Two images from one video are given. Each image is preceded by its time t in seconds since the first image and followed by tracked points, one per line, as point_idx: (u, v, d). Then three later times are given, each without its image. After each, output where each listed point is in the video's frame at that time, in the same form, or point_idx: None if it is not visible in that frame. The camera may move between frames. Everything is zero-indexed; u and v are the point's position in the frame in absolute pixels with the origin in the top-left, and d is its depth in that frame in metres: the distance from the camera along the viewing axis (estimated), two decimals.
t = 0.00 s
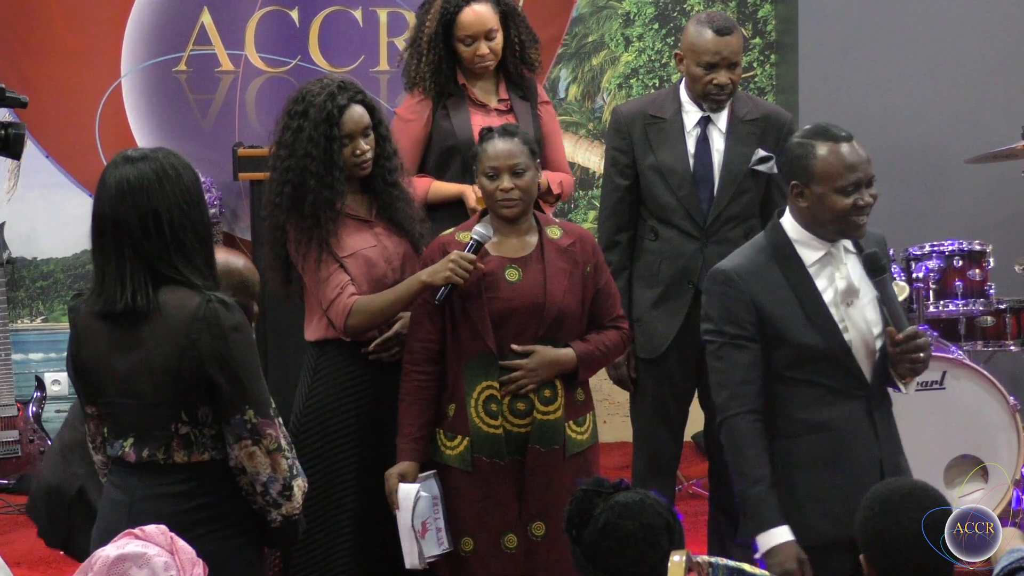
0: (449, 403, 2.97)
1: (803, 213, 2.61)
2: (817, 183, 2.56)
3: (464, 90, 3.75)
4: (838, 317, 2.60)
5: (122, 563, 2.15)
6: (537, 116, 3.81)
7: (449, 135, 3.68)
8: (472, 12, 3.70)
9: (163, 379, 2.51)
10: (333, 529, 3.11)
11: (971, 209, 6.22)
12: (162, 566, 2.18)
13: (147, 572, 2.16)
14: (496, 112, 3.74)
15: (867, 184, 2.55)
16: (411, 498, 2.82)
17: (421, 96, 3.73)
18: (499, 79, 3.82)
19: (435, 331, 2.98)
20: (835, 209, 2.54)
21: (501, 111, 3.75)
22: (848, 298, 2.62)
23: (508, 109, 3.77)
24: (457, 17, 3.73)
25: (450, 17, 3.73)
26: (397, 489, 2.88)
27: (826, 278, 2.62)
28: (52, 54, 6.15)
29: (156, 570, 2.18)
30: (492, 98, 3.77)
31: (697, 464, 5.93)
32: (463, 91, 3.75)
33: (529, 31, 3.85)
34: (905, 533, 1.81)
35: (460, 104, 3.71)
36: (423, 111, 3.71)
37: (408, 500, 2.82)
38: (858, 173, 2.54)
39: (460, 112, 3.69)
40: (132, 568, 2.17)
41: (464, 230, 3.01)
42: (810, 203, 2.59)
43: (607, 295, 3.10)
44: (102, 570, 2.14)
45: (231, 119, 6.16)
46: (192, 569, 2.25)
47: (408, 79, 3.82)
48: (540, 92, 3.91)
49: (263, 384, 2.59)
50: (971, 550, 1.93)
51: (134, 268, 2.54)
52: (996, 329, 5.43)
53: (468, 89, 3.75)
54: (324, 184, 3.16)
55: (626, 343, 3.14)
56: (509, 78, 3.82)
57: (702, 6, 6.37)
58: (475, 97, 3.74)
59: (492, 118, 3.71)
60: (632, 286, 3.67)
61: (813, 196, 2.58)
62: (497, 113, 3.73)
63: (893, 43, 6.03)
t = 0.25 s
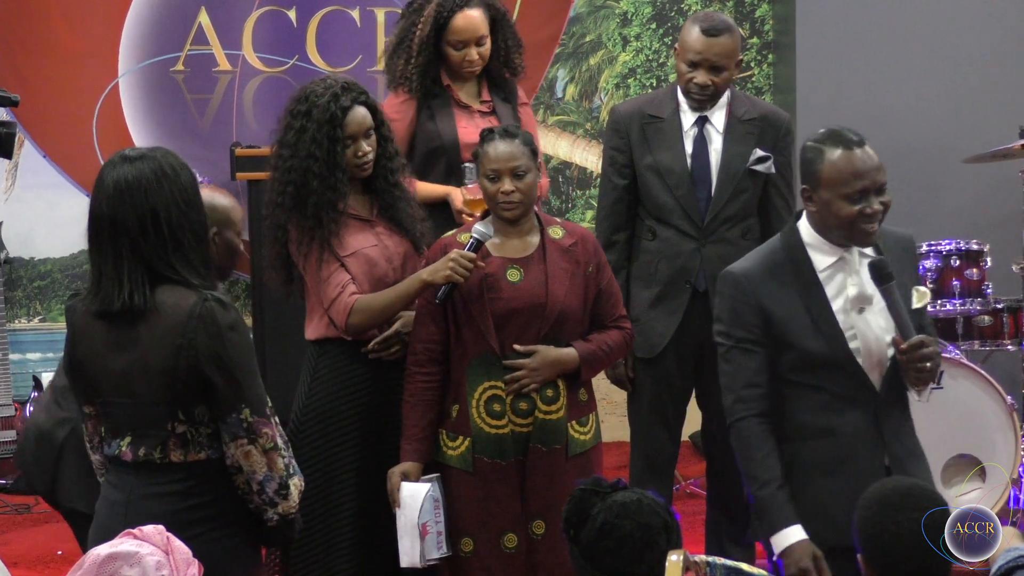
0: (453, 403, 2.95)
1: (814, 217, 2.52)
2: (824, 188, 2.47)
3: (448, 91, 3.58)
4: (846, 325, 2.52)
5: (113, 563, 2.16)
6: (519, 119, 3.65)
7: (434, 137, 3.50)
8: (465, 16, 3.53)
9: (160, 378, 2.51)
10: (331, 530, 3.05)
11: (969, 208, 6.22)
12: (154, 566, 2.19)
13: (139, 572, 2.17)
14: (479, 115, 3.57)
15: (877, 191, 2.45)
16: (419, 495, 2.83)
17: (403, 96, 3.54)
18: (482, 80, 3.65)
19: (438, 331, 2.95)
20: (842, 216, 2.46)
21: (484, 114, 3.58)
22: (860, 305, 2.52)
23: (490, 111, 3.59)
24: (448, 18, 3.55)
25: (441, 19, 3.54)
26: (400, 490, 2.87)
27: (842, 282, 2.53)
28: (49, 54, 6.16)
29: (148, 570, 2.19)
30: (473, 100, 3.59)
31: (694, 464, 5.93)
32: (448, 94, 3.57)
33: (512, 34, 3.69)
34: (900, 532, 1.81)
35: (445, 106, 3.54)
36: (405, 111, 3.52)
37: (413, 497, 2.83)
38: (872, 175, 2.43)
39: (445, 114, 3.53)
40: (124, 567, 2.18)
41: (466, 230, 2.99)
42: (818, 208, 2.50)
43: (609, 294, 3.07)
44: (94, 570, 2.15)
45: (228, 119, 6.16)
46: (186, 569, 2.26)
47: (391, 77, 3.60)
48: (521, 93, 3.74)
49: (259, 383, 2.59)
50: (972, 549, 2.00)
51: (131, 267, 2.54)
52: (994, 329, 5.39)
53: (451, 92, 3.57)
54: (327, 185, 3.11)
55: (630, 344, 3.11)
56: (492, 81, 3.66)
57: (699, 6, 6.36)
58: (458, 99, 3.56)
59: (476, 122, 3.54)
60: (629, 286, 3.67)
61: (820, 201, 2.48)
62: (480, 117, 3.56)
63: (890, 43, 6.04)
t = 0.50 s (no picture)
0: (431, 403, 2.95)
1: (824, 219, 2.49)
2: (825, 191, 2.45)
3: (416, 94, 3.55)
4: (845, 330, 2.48)
5: (98, 563, 2.17)
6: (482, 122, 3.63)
7: (402, 143, 3.47)
8: (446, 27, 3.50)
9: (142, 377, 2.51)
10: (310, 530, 3.05)
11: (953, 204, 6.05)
12: (138, 566, 2.20)
13: (123, 573, 2.18)
14: (444, 118, 3.54)
15: (875, 198, 2.40)
16: (396, 495, 2.83)
17: (371, 100, 3.52)
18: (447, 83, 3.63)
19: (417, 331, 2.96)
20: (837, 220, 2.43)
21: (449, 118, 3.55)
22: (865, 311, 2.47)
23: (455, 116, 3.57)
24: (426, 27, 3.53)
25: (422, 28, 3.49)
26: (377, 488, 2.87)
27: (854, 285, 2.49)
28: (28, 54, 6.09)
29: (133, 570, 2.20)
30: (439, 105, 3.57)
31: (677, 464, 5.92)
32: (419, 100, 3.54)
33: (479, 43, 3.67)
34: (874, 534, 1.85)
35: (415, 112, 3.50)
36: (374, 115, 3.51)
37: (390, 497, 2.83)
38: (874, 180, 2.39)
39: (415, 123, 3.48)
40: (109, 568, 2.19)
41: (445, 231, 2.99)
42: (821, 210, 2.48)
43: (588, 294, 3.07)
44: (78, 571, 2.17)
45: (208, 119, 6.12)
46: (168, 570, 2.26)
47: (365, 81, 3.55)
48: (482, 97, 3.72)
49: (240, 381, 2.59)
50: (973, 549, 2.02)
51: (113, 267, 2.53)
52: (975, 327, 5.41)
53: (419, 97, 3.54)
54: (309, 185, 3.09)
55: (610, 344, 3.10)
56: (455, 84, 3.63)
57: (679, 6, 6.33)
58: (427, 104, 3.54)
59: (443, 129, 3.52)
60: (608, 286, 3.67)
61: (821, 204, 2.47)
62: (447, 123, 3.53)
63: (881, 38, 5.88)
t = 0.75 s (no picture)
0: (407, 403, 2.96)
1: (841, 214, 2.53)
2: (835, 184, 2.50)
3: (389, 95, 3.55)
4: (845, 325, 2.51)
5: (76, 564, 2.17)
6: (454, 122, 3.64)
7: (376, 142, 3.46)
8: (420, 29, 3.51)
9: (126, 376, 2.51)
10: (289, 530, 3.04)
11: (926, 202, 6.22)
12: (116, 567, 2.20)
13: (100, 573, 2.18)
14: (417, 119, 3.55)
15: (871, 194, 2.43)
16: (365, 496, 2.86)
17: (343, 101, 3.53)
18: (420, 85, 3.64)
19: (394, 330, 2.98)
20: (838, 213, 2.48)
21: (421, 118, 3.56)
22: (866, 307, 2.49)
23: (428, 116, 3.58)
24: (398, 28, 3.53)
25: (397, 30, 3.49)
26: (349, 490, 2.89)
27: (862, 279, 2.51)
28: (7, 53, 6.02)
29: (110, 570, 2.19)
30: (411, 106, 3.57)
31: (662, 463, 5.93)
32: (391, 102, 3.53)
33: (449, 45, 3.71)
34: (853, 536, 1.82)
35: (388, 113, 3.50)
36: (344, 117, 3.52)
37: (360, 498, 2.86)
38: (875, 177, 2.42)
39: (387, 123, 3.48)
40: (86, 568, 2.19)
41: (422, 231, 3.00)
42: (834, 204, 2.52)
43: (564, 294, 3.07)
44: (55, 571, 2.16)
45: (187, 119, 6.09)
46: (148, 570, 2.26)
47: (344, 83, 3.55)
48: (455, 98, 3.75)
49: (223, 380, 2.60)
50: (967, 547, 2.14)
51: (98, 266, 2.52)
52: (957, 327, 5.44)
53: (392, 98, 3.54)
54: (289, 183, 3.09)
55: (587, 343, 3.11)
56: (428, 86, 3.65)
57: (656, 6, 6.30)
58: (399, 105, 3.54)
59: (415, 128, 3.52)
60: (585, 287, 3.68)
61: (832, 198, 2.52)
62: (419, 123, 3.54)
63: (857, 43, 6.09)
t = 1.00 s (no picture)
0: (379, 403, 2.96)
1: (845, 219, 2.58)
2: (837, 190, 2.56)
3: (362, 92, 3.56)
4: (831, 327, 2.58)
5: (56, 565, 2.17)
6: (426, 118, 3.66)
7: (348, 140, 3.46)
8: (390, 26, 3.53)
9: (104, 376, 2.51)
10: (263, 529, 3.05)
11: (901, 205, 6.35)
12: (95, 568, 2.20)
13: (81, 573, 2.18)
14: (388, 116, 3.56)
15: (855, 206, 2.47)
16: (337, 497, 2.85)
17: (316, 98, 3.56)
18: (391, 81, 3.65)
19: (366, 330, 2.98)
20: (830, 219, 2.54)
21: (393, 115, 3.57)
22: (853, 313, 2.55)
23: (400, 112, 3.59)
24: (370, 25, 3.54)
25: (367, 24, 3.51)
26: (323, 491, 2.89)
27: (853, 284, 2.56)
28: None
29: (89, 571, 2.20)
30: (383, 103, 3.58)
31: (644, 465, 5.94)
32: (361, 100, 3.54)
33: (423, 41, 3.73)
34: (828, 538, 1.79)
35: (357, 110, 3.51)
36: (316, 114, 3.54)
37: (332, 499, 2.86)
38: (855, 190, 2.47)
39: (357, 120, 3.49)
40: (66, 569, 2.19)
41: (394, 230, 3.00)
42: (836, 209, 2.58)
43: (536, 293, 3.08)
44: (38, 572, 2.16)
45: (163, 119, 6.06)
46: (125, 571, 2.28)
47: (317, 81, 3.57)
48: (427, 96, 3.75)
49: (201, 380, 2.61)
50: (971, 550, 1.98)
51: (77, 266, 2.52)
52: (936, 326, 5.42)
53: (363, 95, 3.55)
54: (264, 182, 3.09)
55: (559, 342, 3.12)
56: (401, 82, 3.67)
57: (633, 7, 6.33)
58: (370, 103, 3.55)
59: (387, 125, 3.53)
60: (555, 288, 3.69)
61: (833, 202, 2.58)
62: (391, 119, 3.55)
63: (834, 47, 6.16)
